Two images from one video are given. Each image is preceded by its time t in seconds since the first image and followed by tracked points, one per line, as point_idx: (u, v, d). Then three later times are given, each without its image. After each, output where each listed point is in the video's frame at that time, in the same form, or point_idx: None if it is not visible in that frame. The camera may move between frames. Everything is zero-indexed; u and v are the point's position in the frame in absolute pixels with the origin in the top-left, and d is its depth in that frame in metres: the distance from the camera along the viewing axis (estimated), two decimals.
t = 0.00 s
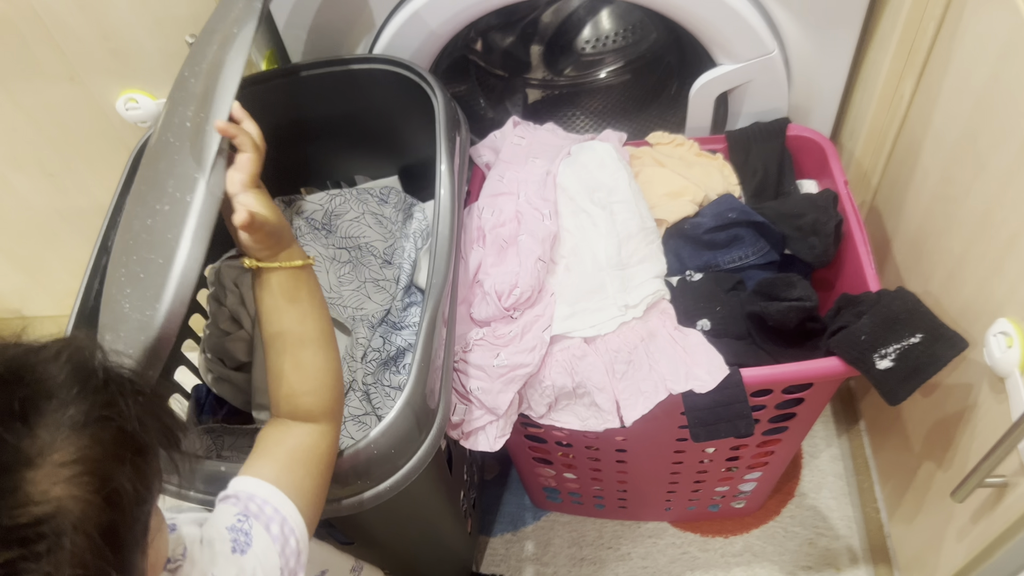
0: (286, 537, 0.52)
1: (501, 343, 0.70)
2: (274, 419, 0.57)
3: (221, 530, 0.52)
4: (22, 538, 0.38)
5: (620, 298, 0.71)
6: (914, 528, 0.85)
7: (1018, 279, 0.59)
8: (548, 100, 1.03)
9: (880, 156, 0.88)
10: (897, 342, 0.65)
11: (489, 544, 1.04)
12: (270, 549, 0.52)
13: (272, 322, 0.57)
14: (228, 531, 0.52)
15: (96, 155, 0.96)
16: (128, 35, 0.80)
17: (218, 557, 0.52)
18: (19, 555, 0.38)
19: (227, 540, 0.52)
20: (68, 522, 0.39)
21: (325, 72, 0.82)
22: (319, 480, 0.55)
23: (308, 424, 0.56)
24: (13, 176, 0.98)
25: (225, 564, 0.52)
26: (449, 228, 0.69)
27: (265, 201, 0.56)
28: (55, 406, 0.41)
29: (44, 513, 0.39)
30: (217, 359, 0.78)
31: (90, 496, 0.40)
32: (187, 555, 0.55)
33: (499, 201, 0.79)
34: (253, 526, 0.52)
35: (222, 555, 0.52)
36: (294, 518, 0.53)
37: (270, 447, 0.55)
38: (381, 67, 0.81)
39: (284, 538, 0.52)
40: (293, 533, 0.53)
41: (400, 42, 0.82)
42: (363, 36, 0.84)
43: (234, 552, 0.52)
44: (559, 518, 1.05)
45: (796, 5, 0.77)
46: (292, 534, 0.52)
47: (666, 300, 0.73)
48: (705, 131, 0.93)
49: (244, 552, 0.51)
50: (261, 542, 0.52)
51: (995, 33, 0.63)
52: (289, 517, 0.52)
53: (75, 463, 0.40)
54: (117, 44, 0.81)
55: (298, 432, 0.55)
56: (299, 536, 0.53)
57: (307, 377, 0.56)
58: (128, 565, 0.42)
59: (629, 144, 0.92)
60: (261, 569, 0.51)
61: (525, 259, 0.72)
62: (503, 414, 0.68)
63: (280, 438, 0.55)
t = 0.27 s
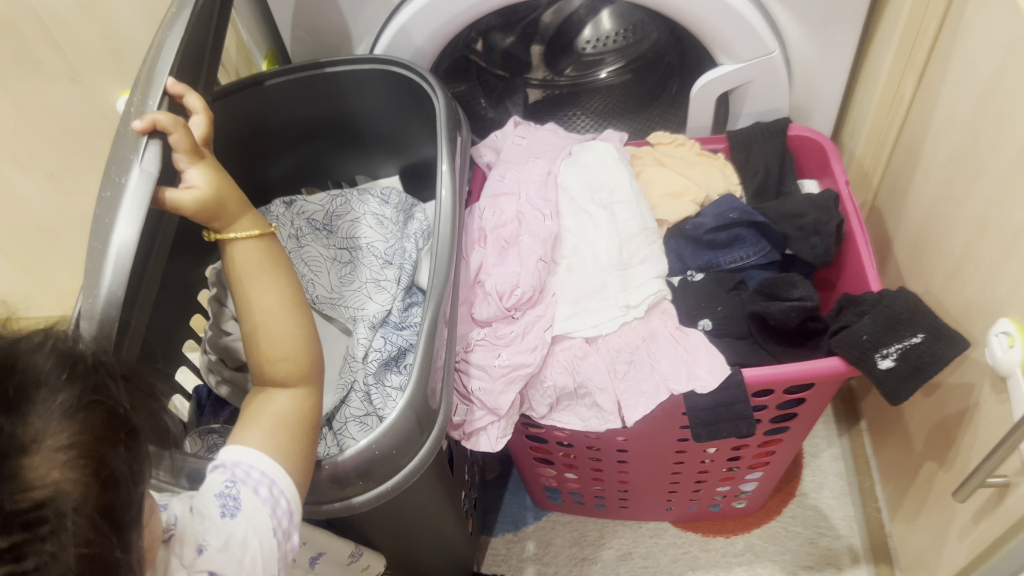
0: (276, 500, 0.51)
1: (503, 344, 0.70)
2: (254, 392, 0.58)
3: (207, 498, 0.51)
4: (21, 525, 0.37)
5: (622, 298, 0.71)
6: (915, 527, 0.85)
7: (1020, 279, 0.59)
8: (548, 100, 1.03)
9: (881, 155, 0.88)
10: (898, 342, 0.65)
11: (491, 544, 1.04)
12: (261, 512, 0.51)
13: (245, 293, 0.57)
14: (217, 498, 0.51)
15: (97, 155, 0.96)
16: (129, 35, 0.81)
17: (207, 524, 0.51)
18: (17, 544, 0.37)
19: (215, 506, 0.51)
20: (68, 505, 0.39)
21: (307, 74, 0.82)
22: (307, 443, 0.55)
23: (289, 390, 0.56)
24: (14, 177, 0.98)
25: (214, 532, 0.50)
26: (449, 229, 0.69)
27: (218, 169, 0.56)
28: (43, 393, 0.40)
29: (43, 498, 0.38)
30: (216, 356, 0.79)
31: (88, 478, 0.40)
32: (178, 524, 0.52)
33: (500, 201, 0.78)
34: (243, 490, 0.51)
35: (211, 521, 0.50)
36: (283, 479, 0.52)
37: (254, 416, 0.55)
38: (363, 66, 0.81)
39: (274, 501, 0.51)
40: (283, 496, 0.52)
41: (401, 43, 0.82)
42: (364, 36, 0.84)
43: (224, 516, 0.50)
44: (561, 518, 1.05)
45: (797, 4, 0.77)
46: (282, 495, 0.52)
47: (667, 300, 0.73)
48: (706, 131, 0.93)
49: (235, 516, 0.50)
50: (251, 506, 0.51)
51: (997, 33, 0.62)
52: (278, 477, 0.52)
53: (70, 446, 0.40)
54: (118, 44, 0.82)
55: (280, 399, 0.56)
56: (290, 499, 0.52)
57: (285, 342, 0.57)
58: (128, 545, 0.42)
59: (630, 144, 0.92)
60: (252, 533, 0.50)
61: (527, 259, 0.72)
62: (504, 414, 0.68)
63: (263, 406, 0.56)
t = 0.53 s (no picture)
0: (280, 497, 0.52)
1: (504, 342, 0.70)
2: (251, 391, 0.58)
3: (211, 497, 0.51)
4: (39, 510, 0.38)
5: (622, 296, 0.72)
6: (916, 526, 0.85)
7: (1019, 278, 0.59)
8: (549, 100, 1.03)
9: (881, 154, 0.88)
10: (898, 340, 0.66)
11: (492, 543, 1.04)
12: (267, 510, 0.51)
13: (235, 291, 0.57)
14: (220, 497, 0.51)
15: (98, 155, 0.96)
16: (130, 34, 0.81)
17: (212, 523, 0.50)
18: (37, 527, 0.38)
19: (219, 506, 0.51)
20: (83, 488, 0.39)
21: (311, 73, 0.83)
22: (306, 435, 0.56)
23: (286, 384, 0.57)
24: (15, 177, 0.98)
25: (220, 529, 0.50)
26: (450, 227, 0.69)
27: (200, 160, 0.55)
28: (55, 384, 0.40)
29: (59, 483, 0.38)
30: (224, 354, 0.78)
31: (102, 465, 0.40)
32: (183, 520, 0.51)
33: (501, 200, 0.79)
34: (247, 488, 0.51)
35: (215, 520, 0.50)
36: (286, 475, 0.52)
37: (254, 412, 0.55)
38: (367, 66, 0.81)
39: (278, 499, 0.51)
40: (288, 492, 0.52)
41: (401, 42, 0.82)
42: (364, 36, 0.84)
43: (228, 516, 0.50)
44: (561, 517, 1.05)
45: (797, 4, 0.77)
46: (285, 491, 0.52)
47: (667, 298, 0.73)
48: (706, 130, 0.93)
49: (241, 515, 0.50)
50: (257, 504, 0.51)
51: (997, 31, 0.63)
52: (281, 473, 0.52)
53: (85, 433, 0.40)
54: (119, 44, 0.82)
55: (279, 394, 0.56)
56: (294, 496, 0.52)
57: (278, 338, 0.57)
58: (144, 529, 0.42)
59: (631, 143, 0.92)
60: (258, 529, 0.50)
61: (528, 258, 0.72)
62: (505, 412, 0.68)
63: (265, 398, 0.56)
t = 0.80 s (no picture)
0: (286, 481, 0.49)
1: (506, 339, 0.70)
2: (240, 375, 0.54)
3: (218, 490, 0.49)
4: (58, 473, 0.38)
5: (624, 294, 0.72)
6: (916, 523, 0.85)
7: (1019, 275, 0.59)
8: (550, 100, 1.03)
9: (881, 153, 0.88)
10: (899, 338, 0.66)
11: (493, 541, 1.04)
12: (276, 497, 0.49)
13: (192, 279, 0.51)
14: (227, 489, 0.49)
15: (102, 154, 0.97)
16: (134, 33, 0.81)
17: (221, 516, 0.48)
18: (60, 490, 0.38)
19: (226, 498, 0.49)
20: (94, 444, 0.40)
21: (311, 71, 0.83)
22: (307, 411, 0.53)
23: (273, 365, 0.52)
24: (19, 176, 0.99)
25: (230, 521, 0.48)
26: (453, 224, 0.69)
27: (121, 150, 0.47)
28: (43, 356, 0.40)
29: (73, 442, 0.39)
30: (227, 356, 0.77)
31: (107, 423, 0.41)
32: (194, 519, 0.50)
33: (503, 198, 0.79)
34: (251, 478, 0.49)
35: (224, 512, 0.48)
36: (290, 458, 0.50)
37: (248, 401, 0.52)
38: (368, 63, 0.82)
39: (285, 484, 0.49)
40: (295, 475, 0.50)
41: (403, 41, 0.83)
42: (367, 35, 0.84)
43: (236, 508, 0.48)
44: (563, 515, 1.05)
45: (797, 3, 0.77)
46: (293, 473, 0.49)
47: (669, 296, 0.74)
48: (707, 129, 0.93)
49: (248, 506, 0.48)
50: (264, 493, 0.48)
51: (997, 30, 0.63)
52: (285, 457, 0.49)
53: (83, 396, 0.40)
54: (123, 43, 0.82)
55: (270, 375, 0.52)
56: (302, 478, 0.50)
57: (255, 319, 0.52)
58: (155, 487, 0.43)
59: (632, 142, 0.93)
60: (270, 514, 0.48)
61: (530, 255, 0.72)
62: (507, 409, 0.69)
63: (258, 382, 0.52)
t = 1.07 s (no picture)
0: (280, 457, 0.49)
1: (508, 337, 0.70)
2: (216, 359, 0.52)
3: (213, 474, 0.49)
4: (73, 431, 0.39)
5: (625, 292, 0.72)
6: (917, 521, 0.86)
7: (1019, 272, 0.59)
8: (551, 99, 1.04)
9: (882, 152, 0.88)
10: (899, 335, 0.66)
11: (495, 539, 1.04)
12: (272, 473, 0.48)
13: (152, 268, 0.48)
14: (222, 472, 0.48)
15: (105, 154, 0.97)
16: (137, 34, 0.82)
17: (218, 498, 0.48)
18: (78, 448, 0.39)
19: (222, 480, 0.48)
20: (99, 404, 0.41)
21: (310, 71, 0.84)
22: (290, 388, 0.52)
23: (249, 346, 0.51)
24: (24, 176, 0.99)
25: (228, 502, 0.47)
26: (454, 223, 0.70)
27: (64, 141, 0.47)
28: (42, 330, 0.41)
29: (82, 403, 0.40)
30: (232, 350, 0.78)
31: (108, 386, 0.42)
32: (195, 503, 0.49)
33: (504, 197, 0.79)
34: (245, 457, 0.48)
35: (221, 494, 0.48)
36: (280, 435, 0.49)
37: (227, 383, 0.51)
38: (365, 62, 0.82)
39: (281, 459, 0.49)
40: (288, 450, 0.49)
41: (405, 41, 0.83)
42: (369, 35, 0.85)
43: (233, 488, 0.48)
44: (564, 514, 1.06)
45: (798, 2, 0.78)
46: (285, 448, 0.49)
47: (670, 294, 0.74)
48: (708, 128, 0.94)
49: (245, 484, 0.47)
50: (260, 470, 0.48)
51: (996, 28, 0.63)
52: (275, 433, 0.49)
53: (84, 362, 0.42)
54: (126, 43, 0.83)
55: (247, 356, 0.51)
56: (295, 453, 0.49)
57: (226, 303, 0.50)
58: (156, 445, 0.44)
59: (634, 141, 0.93)
60: (268, 489, 0.47)
61: (532, 254, 0.73)
62: (509, 407, 0.69)
63: (234, 367, 0.51)
